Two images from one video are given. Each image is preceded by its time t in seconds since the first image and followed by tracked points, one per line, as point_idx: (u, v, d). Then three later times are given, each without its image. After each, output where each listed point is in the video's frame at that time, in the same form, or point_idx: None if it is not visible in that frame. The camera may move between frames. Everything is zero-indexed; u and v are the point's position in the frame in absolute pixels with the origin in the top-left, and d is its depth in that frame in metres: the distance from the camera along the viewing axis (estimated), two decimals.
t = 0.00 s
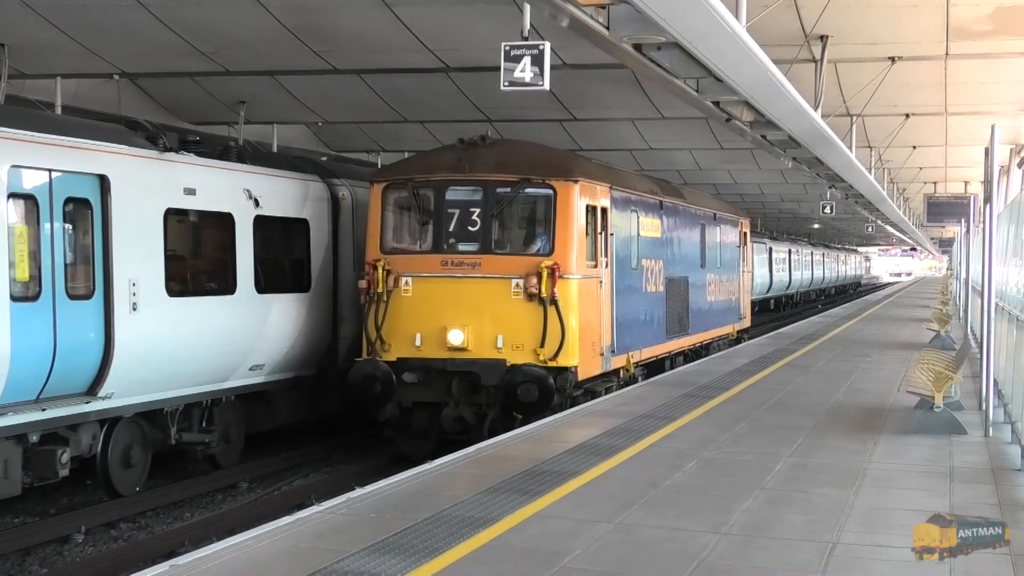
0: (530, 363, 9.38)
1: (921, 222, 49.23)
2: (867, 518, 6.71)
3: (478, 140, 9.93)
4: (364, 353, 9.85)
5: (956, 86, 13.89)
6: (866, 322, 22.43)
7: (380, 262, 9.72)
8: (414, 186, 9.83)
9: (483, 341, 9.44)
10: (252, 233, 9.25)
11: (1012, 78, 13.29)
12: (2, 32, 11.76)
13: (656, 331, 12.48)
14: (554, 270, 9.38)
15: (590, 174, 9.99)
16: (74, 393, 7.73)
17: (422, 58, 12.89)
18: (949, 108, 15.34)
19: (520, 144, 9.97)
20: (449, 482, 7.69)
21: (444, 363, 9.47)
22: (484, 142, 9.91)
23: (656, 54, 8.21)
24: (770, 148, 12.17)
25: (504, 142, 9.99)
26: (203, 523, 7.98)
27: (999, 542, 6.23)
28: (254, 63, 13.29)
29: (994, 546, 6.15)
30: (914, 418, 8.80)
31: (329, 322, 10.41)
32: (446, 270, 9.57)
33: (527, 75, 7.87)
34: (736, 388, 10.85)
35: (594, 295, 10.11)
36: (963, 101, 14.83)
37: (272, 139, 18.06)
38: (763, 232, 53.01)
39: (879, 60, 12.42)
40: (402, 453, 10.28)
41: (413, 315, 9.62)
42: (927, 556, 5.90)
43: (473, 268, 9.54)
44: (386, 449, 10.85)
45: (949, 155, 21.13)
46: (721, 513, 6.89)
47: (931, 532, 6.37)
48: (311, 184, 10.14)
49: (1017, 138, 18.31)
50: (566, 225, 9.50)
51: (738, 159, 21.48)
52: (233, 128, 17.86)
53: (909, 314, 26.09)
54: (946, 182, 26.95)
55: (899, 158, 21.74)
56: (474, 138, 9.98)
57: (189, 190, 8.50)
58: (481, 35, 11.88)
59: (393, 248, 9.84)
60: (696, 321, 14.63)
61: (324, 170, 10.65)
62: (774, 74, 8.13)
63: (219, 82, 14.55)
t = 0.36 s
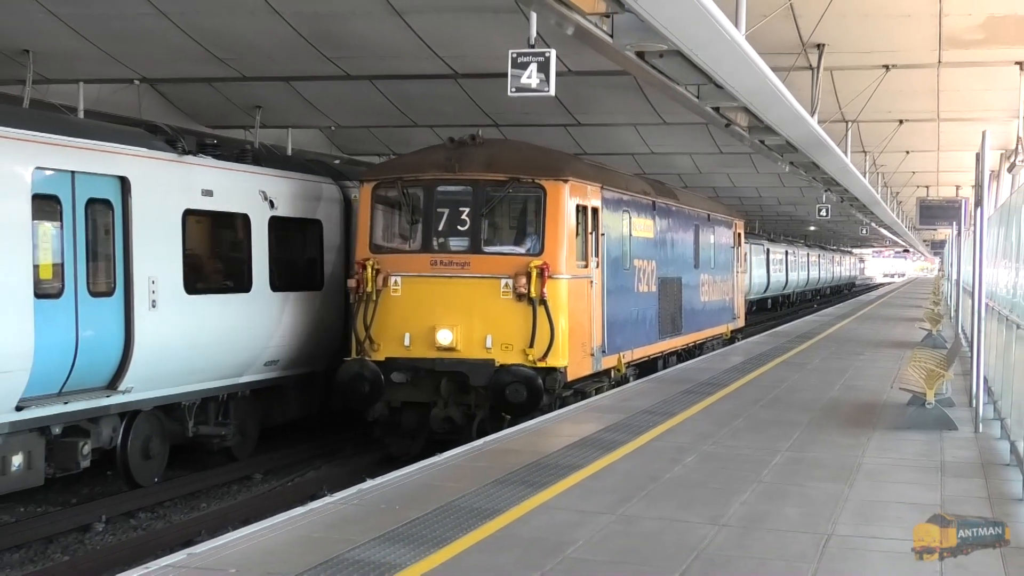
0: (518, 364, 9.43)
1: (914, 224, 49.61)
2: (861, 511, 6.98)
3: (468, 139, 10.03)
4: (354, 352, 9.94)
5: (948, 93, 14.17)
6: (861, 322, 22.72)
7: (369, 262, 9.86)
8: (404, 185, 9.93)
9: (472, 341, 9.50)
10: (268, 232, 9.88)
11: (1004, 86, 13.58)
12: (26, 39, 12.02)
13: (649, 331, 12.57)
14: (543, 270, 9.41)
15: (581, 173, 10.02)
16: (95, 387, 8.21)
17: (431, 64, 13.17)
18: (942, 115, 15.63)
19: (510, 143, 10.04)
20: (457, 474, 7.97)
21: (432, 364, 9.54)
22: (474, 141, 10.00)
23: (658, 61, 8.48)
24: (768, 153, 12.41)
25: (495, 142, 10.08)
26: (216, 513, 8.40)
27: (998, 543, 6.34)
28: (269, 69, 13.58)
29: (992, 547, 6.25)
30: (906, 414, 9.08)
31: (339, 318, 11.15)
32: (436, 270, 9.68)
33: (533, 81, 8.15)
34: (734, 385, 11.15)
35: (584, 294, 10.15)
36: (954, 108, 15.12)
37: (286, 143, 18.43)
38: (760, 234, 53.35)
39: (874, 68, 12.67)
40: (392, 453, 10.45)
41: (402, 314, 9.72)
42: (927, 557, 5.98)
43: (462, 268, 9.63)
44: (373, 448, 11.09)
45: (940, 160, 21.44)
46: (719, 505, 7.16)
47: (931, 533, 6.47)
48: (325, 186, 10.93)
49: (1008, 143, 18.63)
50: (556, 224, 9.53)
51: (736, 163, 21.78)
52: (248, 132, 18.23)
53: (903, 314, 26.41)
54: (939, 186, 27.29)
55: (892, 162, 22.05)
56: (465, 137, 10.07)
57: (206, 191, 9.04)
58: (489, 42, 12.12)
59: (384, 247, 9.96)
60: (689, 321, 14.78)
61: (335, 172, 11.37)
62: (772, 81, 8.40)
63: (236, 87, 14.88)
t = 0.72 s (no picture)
0: (507, 364, 9.52)
1: (907, 226, 50.08)
2: (854, 504, 7.26)
3: (457, 139, 10.11)
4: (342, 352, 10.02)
5: (940, 100, 14.50)
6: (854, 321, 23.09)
7: (357, 261, 9.94)
8: (393, 184, 10.02)
9: (460, 341, 9.60)
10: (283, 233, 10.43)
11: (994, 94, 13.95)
12: (47, 45, 12.29)
13: (640, 330, 12.74)
14: (532, 270, 9.52)
15: (570, 173, 10.13)
16: (116, 381, 8.60)
17: (439, 71, 13.47)
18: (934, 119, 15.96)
19: (499, 143, 10.14)
20: (464, 467, 8.25)
21: (420, 364, 9.60)
22: (463, 140, 10.09)
23: (661, 69, 8.78)
24: (767, 158, 12.70)
25: (484, 141, 10.15)
26: (228, 505, 8.72)
27: (998, 543, 6.42)
28: (283, 75, 13.89)
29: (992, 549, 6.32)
30: (899, 410, 9.37)
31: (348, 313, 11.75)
32: (424, 269, 9.76)
33: (539, 87, 8.43)
34: (732, 381, 11.47)
35: (574, 293, 10.27)
36: (946, 113, 15.43)
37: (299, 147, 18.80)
38: (757, 234, 53.71)
39: (868, 75, 12.95)
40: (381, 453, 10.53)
41: (390, 314, 9.79)
42: (927, 556, 6.08)
43: (451, 267, 9.72)
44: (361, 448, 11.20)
45: (931, 164, 21.80)
46: (718, 498, 7.44)
47: (931, 533, 6.57)
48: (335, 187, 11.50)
49: (998, 148, 18.98)
50: (545, 224, 9.66)
51: (734, 166, 22.14)
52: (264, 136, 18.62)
53: (898, 314, 26.78)
54: (931, 188, 27.69)
55: (885, 165, 22.40)
56: (453, 136, 10.16)
57: (223, 193, 9.51)
58: (495, 49, 12.41)
59: (372, 246, 10.05)
60: (681, 322, 14.98)
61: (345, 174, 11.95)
62: (770, 87, 8.70)
63: (253, 93, 15.24)
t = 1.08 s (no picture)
0: (496, 364, 9.62)
1: (903, 225, 50.49)
2: (849, 495, 7.54)
3: (446, 138, 10.20)
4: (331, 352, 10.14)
5: (932, 103, 14.85)
6: (848, 318, 23.46)
7: (346, 261, 10.04)
8: (381, 183, 10.14)
9: (449, 341, 9.71)
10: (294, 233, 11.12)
11: (984, 98, 14.34)
12: (69, 52, 12.62)
13: (633, 329, 12.91)
14: (521, 269, 9.61)
15: (559, 172, 10.22)
16: (135, 378, 9.07)
17: (447, 77, 13.79)
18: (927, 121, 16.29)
19: (488, 143, 10.25)
20: (471, 461, 8.52)
21: (409, 365, 9.74)
22: (452, 139, 10.17)
23: (662, 75, 9.07)
24: (765, 161, 13.01)
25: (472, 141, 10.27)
26: (244, 498, 9.03)
27: (999, 542, 6.49)
28: (296, 81, 14.22)
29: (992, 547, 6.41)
30: (892, 405, 9.67)
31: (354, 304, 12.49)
32: (412, 269, 9.86)
33: (543, 93, 8.74)
34: (730, 376, 11.80)
35: (564, 293, 10.37)
36: (939, 115, 15.76)
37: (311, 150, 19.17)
38: (755, 233, 54.08)
39: (863, 80, 13.22)
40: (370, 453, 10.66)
41: (379, 314, 9.91)
42: (927, 556, 6.13)
43: (439, 267, 9.83)
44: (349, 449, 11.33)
45: (924, 164, 22.16)
46: (717, 490, 7.73)
47: (931, 532, 6.62)
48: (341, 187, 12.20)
49: (989, 150, 19.35)
50: (534, 224, 9.75)
51: (732, 168, 22.49)
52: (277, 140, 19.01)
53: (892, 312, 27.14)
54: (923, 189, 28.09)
55: (879, 166, 22.75)
56: (442, 135, 10.25)
57: (238, 196, 10.10)
58: (501, 56, 12.72)
59: (362, 247, 10.15)
60: (674, 321, 15.18)
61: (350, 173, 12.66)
62: (767, 91, 8.97)
63: (266, 98, 15.64)
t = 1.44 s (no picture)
0: (484, 364, 9.75)
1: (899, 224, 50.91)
2: (845, 487, 7.83)
3: (435, 136, 10.30)
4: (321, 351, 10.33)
5: (924, 107, 15.20)
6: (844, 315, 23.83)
7: (334, 261, 10.21)
8: (370, 183, 10.30)
9: (437, 341, 9.86)
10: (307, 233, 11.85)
11: (974, 101, 14.69)
12: (91, 61, 12.99)
13: (626, 328, 13.14)
14: (510, 269, 9.73)
15: (548, 170, 10.31)
16: (155, 374, 9.64)
17: (455, 83, 14.13)
18: (920, 123, 16.64)
19: (477, 141, 10.36)
20: (478, 454, 8.83)
21: (397, 365, 9.87)
22: (441, 138, 10.28)
23: (663, 81, 9.37)
24: (762, 164, 13.32)
25: (460, 139, 10.39)
26: (255, 493, 9.73)
27: (998, 542, 6.53)
28: (309, 87, 14.58)
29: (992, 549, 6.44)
30: (886, 399, 10.00)
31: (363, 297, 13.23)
32: (400, 269, 10.00)
33: (549, 98, 9.05)
34: (729, 372, 12.16)
35: (554, 293, 10.50)
36: (931, 117, 16.12)
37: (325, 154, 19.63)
38: (754, 232, 54.40)
39: (857, 85, 13.52)
40: (360, 454, 10.89)
41: (367, 314, 10.07)
42: (927, 556, 6.18)
43: (427, 266, 9.97)
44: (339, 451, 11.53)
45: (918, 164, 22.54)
46: (717, 481, 8.03)
47: (931, 533, 6.67)
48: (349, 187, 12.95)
49: (980, 150, 19.74)
50: (522, 223, 9.86)
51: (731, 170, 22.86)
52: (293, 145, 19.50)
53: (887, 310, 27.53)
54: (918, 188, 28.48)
55: (873, 166, 23.13)
56: (432, 133, 10.36)
57: (253, 199, 10.72)
58: (507, 64, 13.05)
59: (350, 247, 10.32)
60: (668, 320, 15.42)
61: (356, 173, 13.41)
62: (765, 97, 9.25)
63: (281, 105, 16.05)
